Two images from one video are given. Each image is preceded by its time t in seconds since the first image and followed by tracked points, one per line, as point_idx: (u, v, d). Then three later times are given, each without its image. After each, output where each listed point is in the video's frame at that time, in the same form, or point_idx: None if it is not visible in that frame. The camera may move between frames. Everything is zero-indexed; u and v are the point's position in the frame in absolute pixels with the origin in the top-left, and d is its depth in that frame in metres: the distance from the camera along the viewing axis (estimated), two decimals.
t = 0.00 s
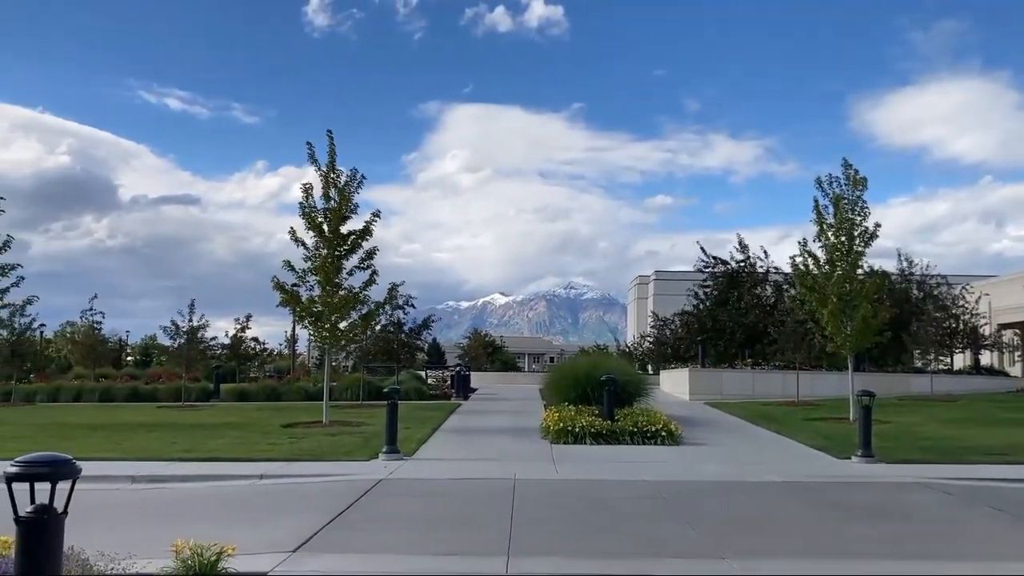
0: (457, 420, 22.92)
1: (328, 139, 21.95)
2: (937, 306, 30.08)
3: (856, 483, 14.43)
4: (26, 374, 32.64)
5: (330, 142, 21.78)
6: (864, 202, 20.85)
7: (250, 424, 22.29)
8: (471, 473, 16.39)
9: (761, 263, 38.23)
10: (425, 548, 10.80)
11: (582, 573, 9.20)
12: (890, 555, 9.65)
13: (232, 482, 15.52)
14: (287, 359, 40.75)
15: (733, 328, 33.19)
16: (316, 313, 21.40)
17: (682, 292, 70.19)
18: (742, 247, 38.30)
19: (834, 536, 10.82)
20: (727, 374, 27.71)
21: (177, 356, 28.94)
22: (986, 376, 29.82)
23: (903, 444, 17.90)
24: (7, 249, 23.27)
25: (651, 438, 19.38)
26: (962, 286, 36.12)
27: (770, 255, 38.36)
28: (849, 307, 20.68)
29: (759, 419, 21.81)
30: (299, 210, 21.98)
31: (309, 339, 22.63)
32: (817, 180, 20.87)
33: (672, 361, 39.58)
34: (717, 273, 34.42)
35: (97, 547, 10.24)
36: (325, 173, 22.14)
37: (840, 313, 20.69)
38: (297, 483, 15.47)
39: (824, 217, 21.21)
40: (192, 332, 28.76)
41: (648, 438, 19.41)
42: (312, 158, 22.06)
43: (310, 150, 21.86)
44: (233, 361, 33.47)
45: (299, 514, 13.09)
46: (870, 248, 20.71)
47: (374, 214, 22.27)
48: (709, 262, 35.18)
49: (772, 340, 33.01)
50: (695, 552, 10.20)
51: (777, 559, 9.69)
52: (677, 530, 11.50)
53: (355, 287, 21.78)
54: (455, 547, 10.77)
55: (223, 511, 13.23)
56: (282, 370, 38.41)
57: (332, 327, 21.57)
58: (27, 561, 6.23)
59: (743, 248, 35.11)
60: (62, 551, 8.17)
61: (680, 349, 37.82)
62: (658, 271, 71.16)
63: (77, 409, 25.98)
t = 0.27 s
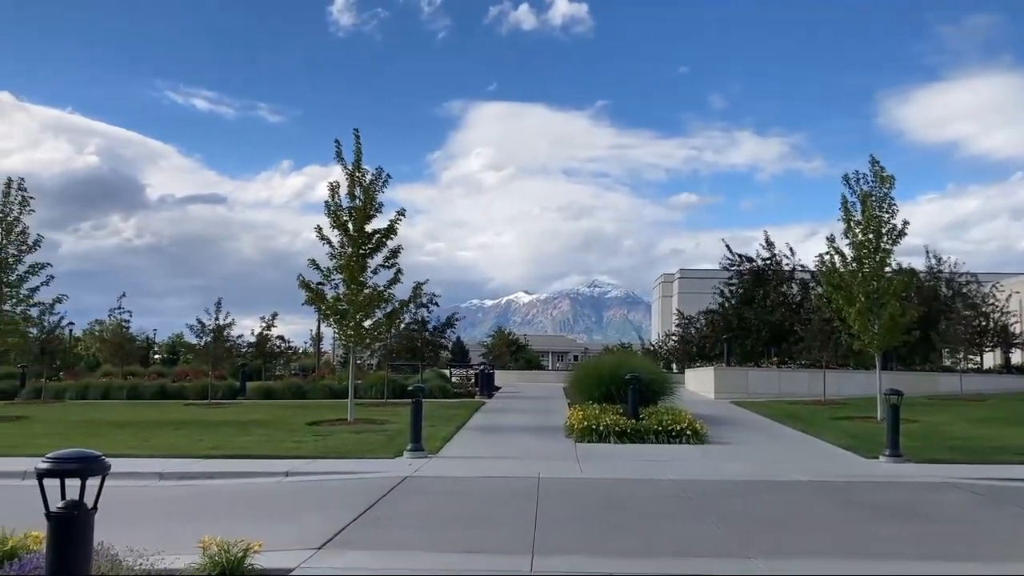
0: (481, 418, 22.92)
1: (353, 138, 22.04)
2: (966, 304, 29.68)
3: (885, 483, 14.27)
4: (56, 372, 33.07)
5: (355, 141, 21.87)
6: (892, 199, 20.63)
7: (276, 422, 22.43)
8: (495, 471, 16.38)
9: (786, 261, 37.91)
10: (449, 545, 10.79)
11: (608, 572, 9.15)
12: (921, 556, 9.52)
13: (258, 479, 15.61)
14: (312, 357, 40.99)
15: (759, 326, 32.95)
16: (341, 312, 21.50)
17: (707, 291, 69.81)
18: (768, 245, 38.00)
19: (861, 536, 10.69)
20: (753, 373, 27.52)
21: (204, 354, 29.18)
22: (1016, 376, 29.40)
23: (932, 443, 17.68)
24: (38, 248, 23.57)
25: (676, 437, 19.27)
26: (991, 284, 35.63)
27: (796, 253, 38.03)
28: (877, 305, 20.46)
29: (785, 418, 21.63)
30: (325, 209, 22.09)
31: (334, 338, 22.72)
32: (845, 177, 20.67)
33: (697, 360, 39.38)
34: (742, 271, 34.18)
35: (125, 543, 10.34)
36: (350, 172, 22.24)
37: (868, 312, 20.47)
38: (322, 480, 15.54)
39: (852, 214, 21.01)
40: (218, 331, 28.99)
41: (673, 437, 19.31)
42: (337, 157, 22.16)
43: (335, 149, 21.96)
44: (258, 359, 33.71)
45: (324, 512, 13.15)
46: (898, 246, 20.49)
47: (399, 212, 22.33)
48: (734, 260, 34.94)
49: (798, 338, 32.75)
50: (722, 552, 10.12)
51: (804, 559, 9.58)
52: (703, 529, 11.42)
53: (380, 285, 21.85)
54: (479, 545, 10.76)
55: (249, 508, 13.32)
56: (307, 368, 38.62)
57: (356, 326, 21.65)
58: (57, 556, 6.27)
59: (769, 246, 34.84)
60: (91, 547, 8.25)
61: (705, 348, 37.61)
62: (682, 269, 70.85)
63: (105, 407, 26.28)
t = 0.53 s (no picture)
0: (508, 416, 22.94)
1: (380, 137, 22.14)
2: (999, 302, 29.28)
3: (916, 482, 14.11)
4: (88, 369, 33.55)
5: (383, 140, 21.98)
6: (924, 195, 20.40)
7: (304, 419, 22.61)
8: (522, 469, 16.40)
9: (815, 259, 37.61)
10: (475, 543, 10.83)
11: (636, 571, 9.14)
12: (953, 557, 9.40)
13: (287, 476, 15.75)
14: (339, 355, 41.24)
15: (787, 325, 32.71)
16: (368, 310, 21.63)
17: (734, 288, 69.39)
18: (797, 242, 37.71)
19: (892, 536, 10.58)
20: (782, 371, 27.34)
21: (233, 352, 29.48)
22: None
23: (964, 443, 17.47)
24: (71, 247, 23.88)
25: (704, 435, 19.19)
26: None
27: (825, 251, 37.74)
28: (907, 303, 20.24)
29: (814, 417, 21.46)
30: (352, 207, 22.22)
31: (362, 335, 22.86)
32: (876, 173, 20.47)
33: (724, 359, 39.18)
34: (771, 268, 33.96)
35: (157, 538, 10.48)
36: (377, 171, 22.35)
37: (898, 309, 20.25)
38: (349, 477, 15.63)
39: (882, 211, 20.79)
40: (247, 328, 29.26)
41: (700, 436, 19.21)
42: (365, 156, 22.27)
43: (362, 148, 22.07)
44: (287, 356, 34.01)
45: (353, 508, 13.25)
46: (930, 243, 20.26)
47: (425, 211, 22.41)
48: (763, 257, 34.72)
49: (827, 337, 32.49)
50: (750, 551, 10.07)
51: (834, 559, 9.50)
52: (731, 528, 11.36)
53: (407, 283, 21.94)
54: (506, 543, 10.78)
55: (278, 504, 13.45)
56: (335, 365, 38.90)
57: (383, 324, 21.76)
58: (92, 550, 6.34)
59: (797, 244, 34.59)
60: (125, 542, 8.38)
61: (733, 346, 37.42)
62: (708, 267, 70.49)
63: (137, 404, 26.62)
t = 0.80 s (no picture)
0: (536, 414, 22.97)
1: (408, 136, 22.23)
2: None
3: (950, 482, 13.92)
4: (122, 366, 34.05)
5: (411, 138, 22.07)
6: (957, 192, 20.11)
7: (335, 416, 22.79)
8: (550, 467, 16.41)
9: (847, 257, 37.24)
10: (505, 540, 10.85)
11: (664, 569, 9.12)
12: (988, 558, 9.26)
13: (317, 472, 15.89)
14: (368, 353, 41.51)
15: (818, 323, 32.43)
16: (397, 308, 21.76)
17: (764, 286, 68.81)
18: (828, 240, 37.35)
19: (924, 536, 10.46)
20: (812, 370, 27.10)
21: (264, 350, 29.77)
22: None
23: (999, 442, 17.21)
24: (105, 246, 24.23)
25: (733, 434, 19.08)
26: None
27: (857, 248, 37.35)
28: (941, 301, 19.97)
29: (845, 415, 21.26)
30: (381, 206, 22.34)
31: (390, 333, 22.99)
32: (908, 169, 20.22)
33: (754, 357, 38.92)
34: (802, 265, 33.68)
35: (190, 533, 10.61)
36: (406, 169, 22.44)
37: (931, 307, 19.99)
38: (379, 474, 15.73)
39: (915, 208, 20.54)
40: (277, 326, 29.55)
41: (730, 434, 19.11)
42: (393, 155, 22.37)
43: (391, 147, 22.19)
44: (317, 354, 34.28)
45: (382, 505, 13.33)
46: (964, 240, 19.98)
47: (453, 209, 22.48)
48: (795, 254, 34.44)
49: (859, 335, 32.16)
50: (780, 550, 9.99)
51: (866, 559, 9.41)
52: (761, 527, 11.29)
53: (435, 282, 22.02)
54: (535, 540, 10.80)
55: (308, 501, 13.57)
56: (364, 363, 39.13)
57: (412, 322, 21.87)
58: (127, 546, 6.41)
59: (828, 241, 34.27)
60: (160, 536, 8.51)
61: (763, 344, 37.16)
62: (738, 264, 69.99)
63: (169, 400, 26.97)
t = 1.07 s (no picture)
0: (564, 412, 22.96)
1: (437, 135, 22.32)
2: None
3: (985, 482, 13.72)
4: (156, 364, 34.52)
5: (439, 137, 22.16)
6: (993, 188, 19.81)
7: (364, 413, 22.93)
8: (579, 465, 16.40)
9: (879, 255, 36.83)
10: (536, 537, 10.89)
11: (694, 568, 9.09)
12: None
13: (347, 469, 16.01)
14: (397, 351, 41.69)
15: (850, 321, 32.10)
16: (425, 306, 21.86)
17: (795, 283, 68.18)
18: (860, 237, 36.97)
19: (959, 537, 10.32)
20: (844, 369, 26.83)
21: (294, 348, 30.02)
22: None
23: None
24: (138, 245, 24.55)
25: (764, 433, 18.96)
26: None
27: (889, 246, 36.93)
28: (975, 299, 19.68)
29: (877, 414, 21.05)
30: (409, 205, 22.45)
31: (419, 331, 23.10)
32: (942, 165, 19.96)
33: (784, 355, 38.62)
34: (834, 263, 33.36)
35: (225, 529, 10.76)
36: (434, 168, 22.53)
37: (966, 305, 19.70)
38: (409, 471, 15.83)
39: (948, 204, 20.26)
40: (308, 324, 29.79)
41: (760, 433, 19.00)
42: (421, 154, 22.46)
43: (419, 146, 22.28)
44: (346, 351, 34.52)
45: (412, 502, 13.40)
46: (999, 237, 19.67)
47: (481, 207, 22.54)
48: (826, 252, 34.14)
49: (891, 333, 31.80)
50: (811, 550, 9.92)
51: (899, 559, 9.33)
52: (791, 527, 11.20)
53: (463, 280, 22.08)
54: (565, 537, 10.82)
55: (339, 497, 13.67)
56: (393, 361, 39.31)
57: (441, 320, 21.96)
58: (162, 542, 6.49)
59: (860, 239, 33.94)
60: (194, 531, 8.62)
61: (793, 343, 36.86)
62: (769, 262, 69.43)
63: (202, 397, 27.29)
